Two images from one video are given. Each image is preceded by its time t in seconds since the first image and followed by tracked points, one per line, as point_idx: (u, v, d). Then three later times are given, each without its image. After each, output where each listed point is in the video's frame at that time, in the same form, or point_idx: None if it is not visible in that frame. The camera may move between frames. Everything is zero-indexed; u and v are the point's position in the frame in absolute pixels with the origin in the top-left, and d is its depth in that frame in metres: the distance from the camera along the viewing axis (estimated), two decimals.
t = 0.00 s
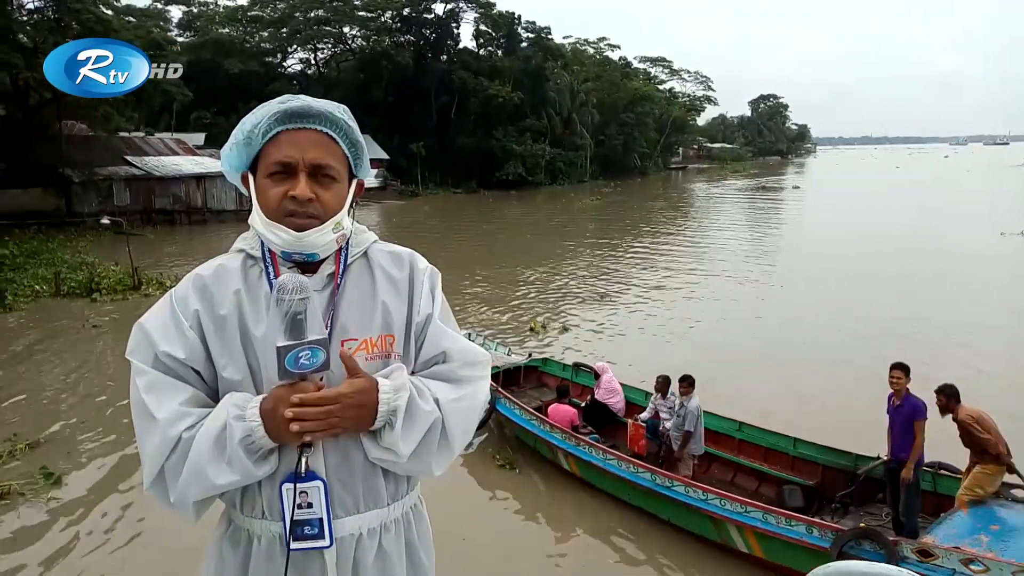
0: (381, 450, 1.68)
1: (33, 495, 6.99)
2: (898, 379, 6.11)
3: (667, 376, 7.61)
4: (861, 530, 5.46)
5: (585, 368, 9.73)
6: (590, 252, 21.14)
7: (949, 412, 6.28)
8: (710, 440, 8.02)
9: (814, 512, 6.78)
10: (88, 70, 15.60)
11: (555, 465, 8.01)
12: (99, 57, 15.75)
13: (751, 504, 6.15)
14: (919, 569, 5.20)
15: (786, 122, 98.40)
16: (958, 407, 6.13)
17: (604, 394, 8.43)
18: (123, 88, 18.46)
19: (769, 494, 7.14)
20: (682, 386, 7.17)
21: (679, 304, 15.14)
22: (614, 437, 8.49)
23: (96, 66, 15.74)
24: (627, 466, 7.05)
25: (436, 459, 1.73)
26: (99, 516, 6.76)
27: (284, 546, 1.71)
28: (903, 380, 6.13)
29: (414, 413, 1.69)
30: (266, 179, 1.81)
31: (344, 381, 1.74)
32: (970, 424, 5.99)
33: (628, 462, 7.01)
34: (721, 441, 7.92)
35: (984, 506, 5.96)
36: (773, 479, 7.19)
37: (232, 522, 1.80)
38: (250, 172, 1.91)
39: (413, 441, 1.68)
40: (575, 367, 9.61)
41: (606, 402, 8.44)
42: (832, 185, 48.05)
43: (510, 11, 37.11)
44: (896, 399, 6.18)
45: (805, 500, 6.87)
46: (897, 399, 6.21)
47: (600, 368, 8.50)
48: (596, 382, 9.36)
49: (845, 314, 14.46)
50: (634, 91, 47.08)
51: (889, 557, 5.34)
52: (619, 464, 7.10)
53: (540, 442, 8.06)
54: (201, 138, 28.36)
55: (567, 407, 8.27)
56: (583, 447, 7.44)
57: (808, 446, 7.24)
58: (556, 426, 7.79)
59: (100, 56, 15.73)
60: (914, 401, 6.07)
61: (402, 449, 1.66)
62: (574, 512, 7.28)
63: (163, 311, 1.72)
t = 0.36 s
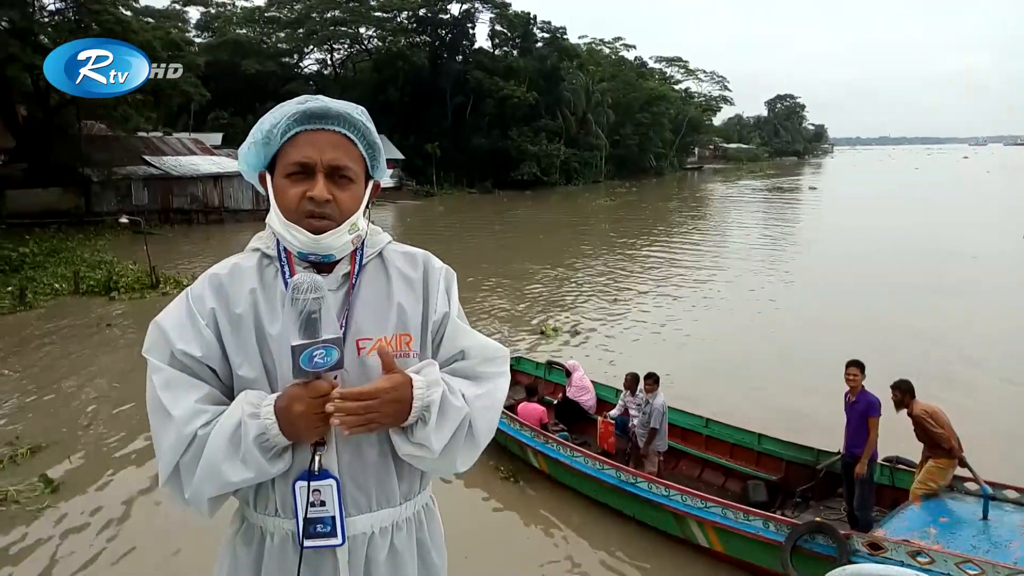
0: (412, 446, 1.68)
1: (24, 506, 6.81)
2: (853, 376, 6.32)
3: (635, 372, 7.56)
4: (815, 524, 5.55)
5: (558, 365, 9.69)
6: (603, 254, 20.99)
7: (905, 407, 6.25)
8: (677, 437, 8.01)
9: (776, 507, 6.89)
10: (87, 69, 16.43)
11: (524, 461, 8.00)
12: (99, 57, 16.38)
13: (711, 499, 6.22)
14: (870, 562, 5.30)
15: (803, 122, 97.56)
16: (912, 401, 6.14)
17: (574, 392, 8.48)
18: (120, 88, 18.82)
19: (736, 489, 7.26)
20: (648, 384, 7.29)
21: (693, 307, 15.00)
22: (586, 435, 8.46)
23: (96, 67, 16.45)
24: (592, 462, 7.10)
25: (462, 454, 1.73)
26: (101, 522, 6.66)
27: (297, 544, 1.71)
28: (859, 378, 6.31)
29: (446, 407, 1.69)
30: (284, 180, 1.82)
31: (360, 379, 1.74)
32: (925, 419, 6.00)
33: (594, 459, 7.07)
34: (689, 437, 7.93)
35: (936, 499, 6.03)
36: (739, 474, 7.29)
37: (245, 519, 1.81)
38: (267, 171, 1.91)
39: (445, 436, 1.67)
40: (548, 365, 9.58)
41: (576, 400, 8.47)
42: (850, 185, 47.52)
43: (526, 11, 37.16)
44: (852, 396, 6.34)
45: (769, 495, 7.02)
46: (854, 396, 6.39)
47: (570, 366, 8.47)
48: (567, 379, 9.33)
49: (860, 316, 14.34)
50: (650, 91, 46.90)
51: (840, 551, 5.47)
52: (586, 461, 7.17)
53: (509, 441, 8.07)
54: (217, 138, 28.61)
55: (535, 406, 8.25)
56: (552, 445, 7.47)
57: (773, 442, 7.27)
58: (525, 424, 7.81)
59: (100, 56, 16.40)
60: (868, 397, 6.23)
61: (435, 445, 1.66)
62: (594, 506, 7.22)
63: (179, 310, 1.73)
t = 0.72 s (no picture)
0: (403, 448, 1.68)
1: (21, 508, 6.78)
2: (831, 374, 6.32)
3: (620, 372, 7.49)
4: (793, 520, 5.60)
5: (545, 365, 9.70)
6: (612, 255, 20.88)
7: (882, 405, 6.25)
8: (661, 435, 8.00)
9: (758, 504, 6.93)
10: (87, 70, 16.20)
11: (510, 461, 7.99)
12: (99, 57, 16.23)
13: (691, 497, 6.23)
14: (846, 557, 5.38)
15: (814, 122, 97.07)
16: (890, 400, 6.13)
17: (560, 391, 8.51)
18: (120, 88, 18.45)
19: (718, 488, 7.28)
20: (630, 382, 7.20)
21: (702, 308, 14.94)
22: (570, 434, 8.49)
23: (96, 66, 16.23)
24: (576, 460, 7.10)
25: (456, 458, 1.74)
26: (100, 523, 6.64)
27: (305, 542, 1.72)
28: (837, 375, 6.32)
29: (438, 411, 1.69)
30: (295, 180, 1.83)
31: (368, 379, 1.75)
32: (902, 417, 5.99)
33: (578, 457, 7.07)
34: (673, 435, 7.94)
35: (913, 496, 6.08)
36: (721, 472, 7.31)
37: (255, 517, 1.82)
38: (278, 171, 1.93)
39: (436, 439, 1.68)
40: (535, 364, 9.56)
41: (563, 399, 8.50)
42: (862, 186, 47.19)
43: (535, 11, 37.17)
44: (829, 393, 6.35)
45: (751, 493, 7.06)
46: (832, 393, 6.37)
47: (557, 365, 8.52)
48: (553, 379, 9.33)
49: (869, 317, 14.29)
50: (659, 90, 46.76)
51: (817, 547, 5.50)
52: (570, 459, 7.16)
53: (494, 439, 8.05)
54: (227, 138, 28.74)
55: (520, 404, 8.21)
56: (537, 443, 7.46)
57: (755, 440, 7.28)
58: (511, 422, 7.80)
59: (99, 56, 16.23)
60: (846, 395, 6.22)
61: (424, 448, 1.66)
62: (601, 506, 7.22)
63: (191, 309, 1.74)
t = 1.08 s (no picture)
0: (411, 447, 1.69)
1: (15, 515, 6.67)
2: (797, 371, 6.34)
3: (595, 371, 7.55)
4: (759, 513, 5.75)
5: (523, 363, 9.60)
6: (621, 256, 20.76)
7: (848, 400, 6.35)
8: (635, 432, 8.02)
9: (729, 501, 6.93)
10: (86, 70, 15.81)
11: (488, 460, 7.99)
12: (99, 57, 15.83)
13: (661, 491, 6.33)
14: (809, 549, 5.55)
15: (825, 122, 96.55)
16: (855, 396, 6.22)
17: (538, 389, 8.37)
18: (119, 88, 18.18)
19: (691, 484, 7.26)
20: (605, 380, 7.31)
21: (712, 309, 14.89)
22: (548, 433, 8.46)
23: (96, 67, 15.84)
24: (551, 457, 7.17)
25: (463, 458, 1.74)
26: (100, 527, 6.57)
27: (313, 539, 1.73)
28: (803, 372, 6.34)
29: (443, 412, 1.70)
30: (304, 180, 1.83)
31: (373, 379, 1.75)
32: (865, 412, 6.09)
33: (553, 453, 7.15)
34: (648, 434, 7.95)
35: (878, 490, 6.09)
36: (695, 469, 7.29)
37: (264, 515, 1.83)
38: (288, 171, 1.93)
39: (441, 440, 1.69)
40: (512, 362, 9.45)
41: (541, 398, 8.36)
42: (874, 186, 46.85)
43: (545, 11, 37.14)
44: (795, 389, 6.38)
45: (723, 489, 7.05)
46: (798, 389, 6.40)
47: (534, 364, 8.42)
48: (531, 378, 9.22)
49: (880, 317, 14.20)
50: (670, 90, 46.63)
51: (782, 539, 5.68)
52: (545, 455, 7.23)
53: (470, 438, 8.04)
54: (238, 138, 28.90)
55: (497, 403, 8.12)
56: (513, 441, 7.49)
57: (727, 436, 7.30)
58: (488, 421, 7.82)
59: (99, 56, 15.82)
60: (810, 393, 6.26)
61: (430, 447, 1.67)
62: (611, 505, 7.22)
63: (200, 307, 1.76)
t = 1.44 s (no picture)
0: (438, 441, 1.70)
1: (10, 522, 6.55)
2: (770, 368, 6.33)
3: (576, 369, 7.60)
4: (731, 507, 5.79)
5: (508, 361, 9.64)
6: (630, 257, 20.66)
7: (820, 397, 6.49)
8: (616, 430, 7.98)
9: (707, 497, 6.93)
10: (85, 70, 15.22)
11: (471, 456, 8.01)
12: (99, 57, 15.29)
13: (638, 487, 6.39)
14: (780, 542, 5.58)
15: (837, 123, 95.92)
16: (827, 392, 6.39)
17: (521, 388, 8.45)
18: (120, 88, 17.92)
19: (670, 481, 7.29)
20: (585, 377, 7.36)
21: (723, 309, 14.85)
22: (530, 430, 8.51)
23: (96, 67, 15.25)
24: (530, 454, 7.22)
25: (477, 454, 1.75)
26: (100, 532, 6.49)
27: (324, 535, 1.74)
28: (775, 370, 6.35)
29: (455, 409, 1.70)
30: (314, 180, 1.85)
31: (386, 378, 1.77)
32: (837, 409, 6.25)
33: (532, 451, 7.19)
34: (628, 430, 7.91)
35: (850, 485, 6.21)
36: (674, 466, 7.33)
37: (275, 511, 1.84)
38: (298, 171, 1.94)
39: (470, 432, 1.70)
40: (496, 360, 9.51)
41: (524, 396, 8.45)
42: (887, 187, 46.48)
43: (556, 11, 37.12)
44: (768, 386, 6.37)
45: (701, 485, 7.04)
46: (770, 386, 6.42)
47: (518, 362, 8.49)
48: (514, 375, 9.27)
49: (893, 319, 14.09)
50: (680, 91, 46.49)
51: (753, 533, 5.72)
52: (525, 452, 7.27)
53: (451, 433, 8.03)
54: (249, 138, 29.08)
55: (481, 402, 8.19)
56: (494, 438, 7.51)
57: (706, 434, 7.29)
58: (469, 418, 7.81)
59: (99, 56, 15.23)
60: (782, 391, 6.28)
61: (460, 440, 1.68)
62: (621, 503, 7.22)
63: (211, 305, 1.77)
